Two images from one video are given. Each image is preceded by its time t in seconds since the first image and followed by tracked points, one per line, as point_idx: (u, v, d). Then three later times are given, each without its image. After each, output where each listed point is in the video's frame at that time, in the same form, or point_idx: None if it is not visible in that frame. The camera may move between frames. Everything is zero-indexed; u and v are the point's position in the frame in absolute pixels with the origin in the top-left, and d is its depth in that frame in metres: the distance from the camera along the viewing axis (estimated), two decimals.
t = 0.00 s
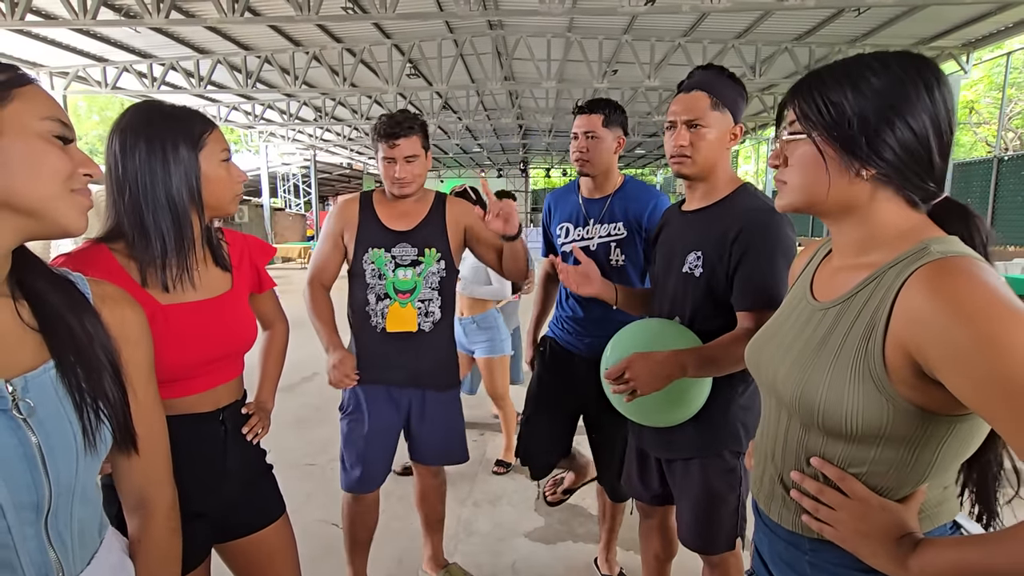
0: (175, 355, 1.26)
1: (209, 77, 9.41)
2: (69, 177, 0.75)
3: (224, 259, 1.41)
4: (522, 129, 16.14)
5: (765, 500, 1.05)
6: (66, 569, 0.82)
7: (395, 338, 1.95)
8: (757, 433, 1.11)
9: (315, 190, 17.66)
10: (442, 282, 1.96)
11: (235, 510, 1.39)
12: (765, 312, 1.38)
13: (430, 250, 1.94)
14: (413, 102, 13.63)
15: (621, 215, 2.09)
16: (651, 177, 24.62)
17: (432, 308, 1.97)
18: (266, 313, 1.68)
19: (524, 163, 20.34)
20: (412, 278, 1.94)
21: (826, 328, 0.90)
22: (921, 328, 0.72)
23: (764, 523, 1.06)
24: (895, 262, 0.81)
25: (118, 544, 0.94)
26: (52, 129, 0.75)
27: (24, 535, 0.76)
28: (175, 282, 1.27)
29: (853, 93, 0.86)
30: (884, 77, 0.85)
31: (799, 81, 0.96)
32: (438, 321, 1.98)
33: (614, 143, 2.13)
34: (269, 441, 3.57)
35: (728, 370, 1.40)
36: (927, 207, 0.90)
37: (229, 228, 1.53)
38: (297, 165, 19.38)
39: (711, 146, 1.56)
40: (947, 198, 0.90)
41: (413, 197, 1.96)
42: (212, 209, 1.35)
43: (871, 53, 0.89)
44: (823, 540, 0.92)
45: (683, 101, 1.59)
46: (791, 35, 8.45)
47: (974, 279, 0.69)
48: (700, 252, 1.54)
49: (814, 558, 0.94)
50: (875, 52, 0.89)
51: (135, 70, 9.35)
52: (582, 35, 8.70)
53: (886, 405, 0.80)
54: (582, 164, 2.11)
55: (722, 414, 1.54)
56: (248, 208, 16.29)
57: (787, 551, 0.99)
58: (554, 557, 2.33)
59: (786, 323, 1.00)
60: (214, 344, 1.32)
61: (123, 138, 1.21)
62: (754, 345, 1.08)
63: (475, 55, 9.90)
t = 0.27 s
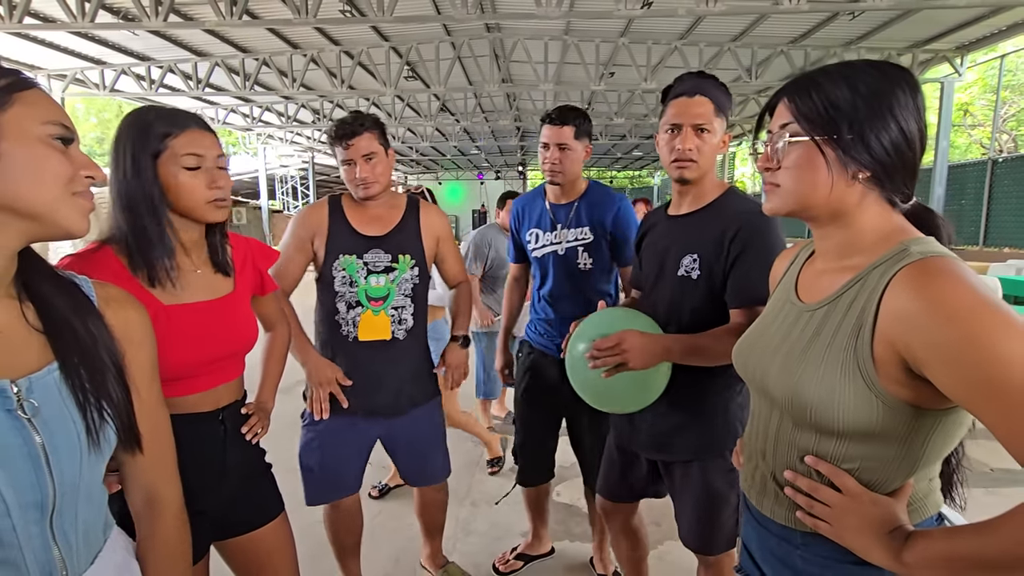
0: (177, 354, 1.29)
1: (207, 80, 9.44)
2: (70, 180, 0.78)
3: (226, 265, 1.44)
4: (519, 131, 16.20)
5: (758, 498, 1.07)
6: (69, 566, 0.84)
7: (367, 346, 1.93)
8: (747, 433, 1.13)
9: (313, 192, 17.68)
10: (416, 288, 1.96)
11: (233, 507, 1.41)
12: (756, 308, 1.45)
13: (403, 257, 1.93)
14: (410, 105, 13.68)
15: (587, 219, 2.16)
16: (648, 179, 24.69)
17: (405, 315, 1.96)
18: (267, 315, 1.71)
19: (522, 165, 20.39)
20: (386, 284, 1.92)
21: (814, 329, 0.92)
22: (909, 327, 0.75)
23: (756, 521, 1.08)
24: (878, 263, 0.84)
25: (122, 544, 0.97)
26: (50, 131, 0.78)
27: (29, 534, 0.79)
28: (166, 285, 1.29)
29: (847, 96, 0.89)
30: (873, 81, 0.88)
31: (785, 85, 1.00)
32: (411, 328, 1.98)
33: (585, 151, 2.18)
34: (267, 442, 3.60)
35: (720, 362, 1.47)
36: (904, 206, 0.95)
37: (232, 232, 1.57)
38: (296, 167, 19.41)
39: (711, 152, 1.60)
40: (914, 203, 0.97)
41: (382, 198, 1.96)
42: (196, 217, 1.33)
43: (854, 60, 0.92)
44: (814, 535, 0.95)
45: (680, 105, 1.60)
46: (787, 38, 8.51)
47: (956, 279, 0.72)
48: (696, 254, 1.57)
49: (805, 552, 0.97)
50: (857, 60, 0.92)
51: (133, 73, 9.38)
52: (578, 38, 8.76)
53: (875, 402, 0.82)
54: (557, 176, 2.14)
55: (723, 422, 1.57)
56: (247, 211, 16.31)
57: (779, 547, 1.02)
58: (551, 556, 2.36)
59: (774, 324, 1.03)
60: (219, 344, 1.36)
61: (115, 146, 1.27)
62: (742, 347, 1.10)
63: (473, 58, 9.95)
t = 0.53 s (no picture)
0: (198, 341, 1.32)
1: (206, 79, 9.43)
2: (46, 160, 0.74)
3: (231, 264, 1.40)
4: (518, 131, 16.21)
5: (764, 496, 1.08)
6: (61, 569, 0.85)
7: (362, 342, 1.92)
8: (752, 431, 1.14)
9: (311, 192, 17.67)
10: (407, 282, 1.98)
11: (235, 502, 1.42)
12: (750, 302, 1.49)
13: (395, 250, 1.95)
14: (409, 105, 13.68)
15: (561, 212, 2.18)
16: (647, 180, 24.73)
17: (398, 308, 1.98)
18: (285, 310, 1.72)
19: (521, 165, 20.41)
20: (378, 279, 1.93)
21: (820, 326, 0.93)
22: (918, 323, 0.76)
23: (761, 518, 1.09)
24: (885, 260, 0.85)
25: (129, 550, 0.97)
26: (24, 110, 0.74)
27: (19, 534, 0.80)
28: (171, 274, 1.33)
29: (848, 93, 0.90)
30: (873, 78, 0.90)
31: (781, 87, 1.02)
32: (405, 321, 1.99)
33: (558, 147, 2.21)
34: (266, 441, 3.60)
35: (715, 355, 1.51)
36: (908, 200, 0.96)
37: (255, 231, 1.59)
38: (294, 167, 19.39)
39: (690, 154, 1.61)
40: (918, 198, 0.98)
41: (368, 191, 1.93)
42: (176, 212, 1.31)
43: (853, 58, 0.93)
44: (822, 529, 0.96)
45: (659, 107, 1.61)
46: (785, 39, 8.53)
47: (964, 275, 0.73)
48: (685, 249, 1.58)
49: (812, 547, 0.98)
50: (856, 58, 0.94)
51: (132, 72, 9.37)
52: (577, 38, 8.78)
53: (883, 397, 0.83)
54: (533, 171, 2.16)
55: (705, 417, 1.59)
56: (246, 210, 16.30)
57: (785, 543, 1.02)
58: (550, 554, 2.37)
59: (778, 321, 1.04)
60: (232, 335, 1.38)
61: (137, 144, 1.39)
62: (746, 345, 1.10)
63: (472, 58, 9.96)
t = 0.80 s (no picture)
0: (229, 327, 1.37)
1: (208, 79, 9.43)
2: (49, 157, 0.71)
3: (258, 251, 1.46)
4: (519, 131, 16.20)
5: (774, 494, 1.08)
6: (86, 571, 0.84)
7: (379, 342, 1.92)
8: (763, 430, 1.14)
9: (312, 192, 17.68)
10: (425, 280, 1.98)
11: (247, 495, 1.42)
12: (735, 301, 1.50)
13: (413, 248, 1.95)
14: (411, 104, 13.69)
15: (565, 208, 2.19)
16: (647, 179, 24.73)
17: (415, 308, 1.97)
18: (328, 306, 1.69)
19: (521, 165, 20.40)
20: (395, 277, 1.93)
21: (836, 326, 0.93)
22: (937, 324, 0.76)
23: (773, 517, 1.09)
24: (903, 261, 0.86)
25: (165, 548, 0.97)
26: (33, 100, 0.72)
27: (48, 531, 0.81)
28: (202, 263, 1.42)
29: (861, 95, 0.91)
30: (886, 80, 0.90)
31: (796, 88, 1.03)
32: (422, 321, 1.99)
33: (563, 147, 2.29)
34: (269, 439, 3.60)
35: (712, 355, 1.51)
36: (924, 200, 0.97)
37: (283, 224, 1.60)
38: (295, 167, 19.40)
39: (666, 156, 1.61)
40: (934, 198, 0.99)
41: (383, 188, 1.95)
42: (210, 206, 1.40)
43: (866, 60, 0.94)
44: (834, 528, 0.96)
45: (633, 114, 1.64)
46: (787, 40, 8.53)
47: (983, 278, 0.74)
48: (676, 253, 1.59)
49: (824, 545, 0.98)
50: (869, 60, 0.94)
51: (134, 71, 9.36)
52: (579, 38, 8.78)
53: (900, 398, 0.83)
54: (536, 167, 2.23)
55: (698, 419, 1.60)
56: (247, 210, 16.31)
57: (797, 540, 1.03)
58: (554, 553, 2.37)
59: (792, 321, 1.04)
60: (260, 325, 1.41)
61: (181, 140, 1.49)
62: (760, 344, 1.10)
63: (474, 58, 9.95)
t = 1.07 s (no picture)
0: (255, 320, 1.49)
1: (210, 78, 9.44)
2: (132, 158, 0.75)
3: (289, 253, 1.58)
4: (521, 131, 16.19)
5: (785, 496, 1.07)
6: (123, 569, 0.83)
7: (395, 346, 1.91)
8: (774, 431, 1.13)
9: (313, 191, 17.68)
10: (446, 286, 1.94)
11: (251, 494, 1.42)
12: (740, 305, 1.44)
13: (433, 253, 1.92)
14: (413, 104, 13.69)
15: (590, 209, 2.20)
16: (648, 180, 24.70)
17: (436, 314, 1.94)
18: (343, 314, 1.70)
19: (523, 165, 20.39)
20: (415, 280, 1.92)
21: (851, 327, 0.92)
22: (955, 325, 0.75)
23: (784, 518, 1.08)
24: (921, 261, 0.85)
25: (208, 560, 0.93)
26: (113, 103, 0.77)
27: (90, 521, 0.80)
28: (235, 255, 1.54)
29: (875, 94, 0.90)
30: (901, 78, 0.89)
31: (808, 88, 1.02)
32: (442, 328, 1.95)
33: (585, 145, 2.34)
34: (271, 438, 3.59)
35: (714, 357, 1.48)
36: (941, 200, 0.96)
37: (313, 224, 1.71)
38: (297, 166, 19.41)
39: (666, 150, 1.61)
40: (951, 197, 0.98)
41: (415, 189, 1.96)
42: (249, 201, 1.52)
43: (879, 59, 0.93)
44: (845, 530, 0.95)
45: (633, 110, 1.66)
46: (789, 40, 8.52)
47: (1004, 279, 0.73)
48: (677, 252, 1.57)
49: (837, 548, 0.97)
50: (883, 59, 0.93)
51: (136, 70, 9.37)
52: (581, 39, 8.78)
53: (915, 399, 0.82)
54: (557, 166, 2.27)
55: (704, 422, 1.58)
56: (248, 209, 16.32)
57: (808, 543, 1.02)
58: (557, 554, 2.36)
59: (806, 320, 1.03)
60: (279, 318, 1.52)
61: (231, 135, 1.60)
62: (772, 344, 1.10)
63: (476, 58, 9.95)
